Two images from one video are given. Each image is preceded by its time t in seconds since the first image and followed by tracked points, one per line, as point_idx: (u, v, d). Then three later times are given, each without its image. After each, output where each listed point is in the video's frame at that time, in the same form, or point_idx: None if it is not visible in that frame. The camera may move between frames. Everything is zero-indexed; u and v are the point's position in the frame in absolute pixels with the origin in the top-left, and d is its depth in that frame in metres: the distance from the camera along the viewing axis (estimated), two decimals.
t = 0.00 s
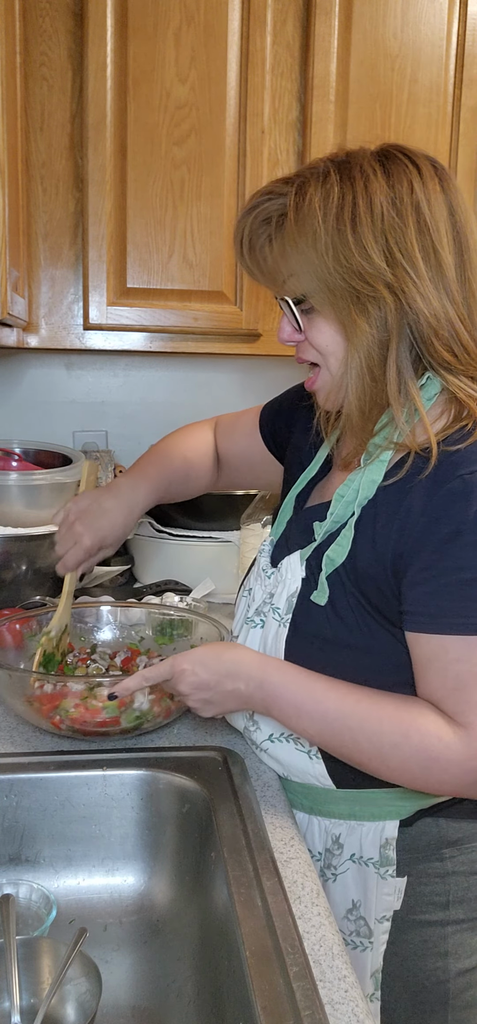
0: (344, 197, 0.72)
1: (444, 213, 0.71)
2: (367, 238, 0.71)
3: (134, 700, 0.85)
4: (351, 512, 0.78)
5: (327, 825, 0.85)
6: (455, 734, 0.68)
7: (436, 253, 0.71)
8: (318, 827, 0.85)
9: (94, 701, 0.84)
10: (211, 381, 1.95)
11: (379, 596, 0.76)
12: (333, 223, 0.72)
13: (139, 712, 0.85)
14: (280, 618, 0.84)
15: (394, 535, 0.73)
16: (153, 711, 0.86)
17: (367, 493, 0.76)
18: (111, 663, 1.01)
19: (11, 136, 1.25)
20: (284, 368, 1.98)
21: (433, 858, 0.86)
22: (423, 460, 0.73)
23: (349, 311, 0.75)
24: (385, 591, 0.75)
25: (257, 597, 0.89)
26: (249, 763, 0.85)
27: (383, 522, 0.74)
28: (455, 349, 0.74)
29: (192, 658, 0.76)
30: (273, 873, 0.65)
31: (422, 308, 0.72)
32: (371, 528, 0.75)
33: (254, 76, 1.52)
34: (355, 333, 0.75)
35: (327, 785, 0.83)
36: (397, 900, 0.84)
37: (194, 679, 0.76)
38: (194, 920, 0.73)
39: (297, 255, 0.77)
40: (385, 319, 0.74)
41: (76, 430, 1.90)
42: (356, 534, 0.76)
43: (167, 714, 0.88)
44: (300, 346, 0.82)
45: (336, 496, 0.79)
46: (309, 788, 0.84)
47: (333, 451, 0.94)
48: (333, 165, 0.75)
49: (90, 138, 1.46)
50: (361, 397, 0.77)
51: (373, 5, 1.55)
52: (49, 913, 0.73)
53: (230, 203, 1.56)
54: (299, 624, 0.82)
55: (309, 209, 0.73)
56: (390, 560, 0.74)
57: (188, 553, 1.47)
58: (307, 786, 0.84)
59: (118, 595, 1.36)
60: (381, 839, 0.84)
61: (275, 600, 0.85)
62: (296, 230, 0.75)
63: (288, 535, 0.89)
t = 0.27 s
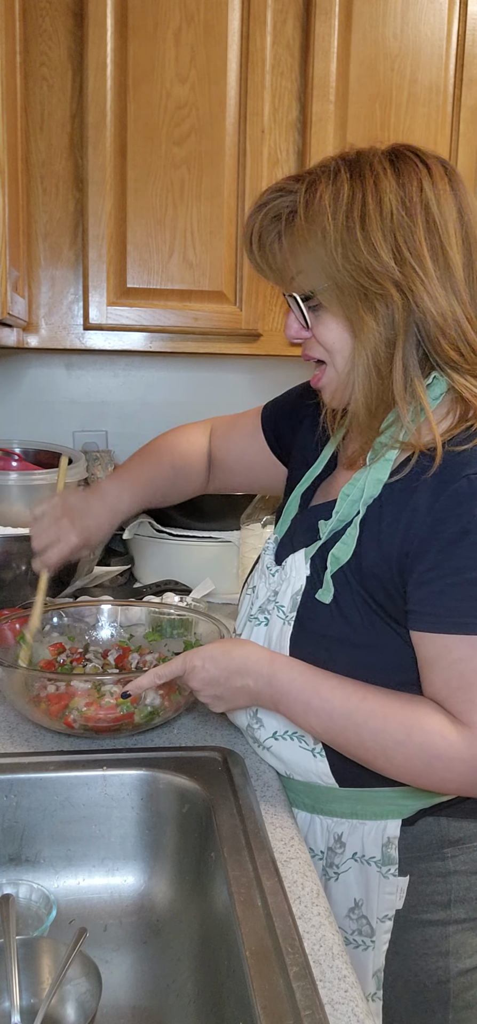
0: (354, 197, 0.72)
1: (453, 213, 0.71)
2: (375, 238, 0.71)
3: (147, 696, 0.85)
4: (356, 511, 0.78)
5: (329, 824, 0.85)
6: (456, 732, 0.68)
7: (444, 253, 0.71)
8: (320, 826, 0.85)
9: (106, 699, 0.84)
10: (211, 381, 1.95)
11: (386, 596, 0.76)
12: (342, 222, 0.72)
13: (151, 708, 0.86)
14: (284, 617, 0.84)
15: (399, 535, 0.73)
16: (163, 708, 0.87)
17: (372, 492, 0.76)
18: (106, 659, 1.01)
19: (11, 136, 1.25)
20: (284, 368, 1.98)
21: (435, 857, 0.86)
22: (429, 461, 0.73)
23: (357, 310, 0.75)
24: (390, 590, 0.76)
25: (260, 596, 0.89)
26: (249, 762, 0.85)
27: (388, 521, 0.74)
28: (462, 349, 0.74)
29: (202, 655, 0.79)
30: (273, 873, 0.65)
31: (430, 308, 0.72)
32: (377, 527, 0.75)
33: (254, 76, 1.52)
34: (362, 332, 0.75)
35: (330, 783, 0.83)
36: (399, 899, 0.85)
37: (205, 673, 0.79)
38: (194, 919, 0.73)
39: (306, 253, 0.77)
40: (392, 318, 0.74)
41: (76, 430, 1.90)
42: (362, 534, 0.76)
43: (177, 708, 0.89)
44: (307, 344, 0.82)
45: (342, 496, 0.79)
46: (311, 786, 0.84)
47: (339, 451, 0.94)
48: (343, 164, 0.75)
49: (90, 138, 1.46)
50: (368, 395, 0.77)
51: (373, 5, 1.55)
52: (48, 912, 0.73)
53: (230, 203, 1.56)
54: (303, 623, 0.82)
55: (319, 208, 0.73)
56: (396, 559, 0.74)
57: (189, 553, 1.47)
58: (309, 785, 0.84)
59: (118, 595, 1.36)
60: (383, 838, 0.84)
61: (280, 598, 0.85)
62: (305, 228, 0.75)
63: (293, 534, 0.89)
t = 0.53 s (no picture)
0: (357, 196, 0.72)
1: (456, 213, 0.71)
2: (378, 237, 0.71)
3: (147, 696, 0.85)
4: (357, 511, 0.78)
5: (330, 824, 0.85)
6: (457, 734, 0.68)
7: (447, 253, 0.71)
8: (321, 826, 0.85)
9: (106, 699, 0.84)
10: (211, 381, 1.95)
11: (388, 596, 0.77)
12: (345, 221, 0.72)
13: (151, 708, 0.86)
14: (284, 617, 0.84)
15: (400, 535, 0.73)
16: (163, 708, 0.87)
17: (373, 492, 0.76)
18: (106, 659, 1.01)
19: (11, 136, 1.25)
20: (284, 368, 1.98)
21: (435, 857, 0.86)
22: (429, 461, 0.73)
23: (360, 309, 0.75)
24: (391, 590, 0.76)
25: (261, 596, 0.89)
26: (250, 762, 0.85)
27: (389, 521, 0.74)
28: (464, 349, 0.74)
29: (202, 656, 0.78)
30: (273, 873, 0.65)
31: (432, 308, 0.72)
32: (378, 528, 0.75)
33: (254, 76, 1.52)
34: (364, 331, 0.75)
35: (331, 783, 0.83)
36: (400, 899, 0.84)
37: (204, 675, 0.78)
38: (195, 919, 0.73)
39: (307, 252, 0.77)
40: (394, 317, 0.74)
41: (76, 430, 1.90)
42: (363, 533, 0.76)
43: (176, 708, 0.89)
44: (308, 344, 0.82)
45: (343, 496, 0.80)
46: (312, 786, 0.84)
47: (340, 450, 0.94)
48: (347, 164, 0.75)
49: (90, 138, 1.46)
50: (369, 395, 0.77)
51: (373, 4, 1.55)
52: (48, 913, 0.73)
53: (230, 203, 1.56)
54: (303, 623, 0.82)
55: (322, 207, 0.73)
56: (397, 559, 0.74)
57: (189, 553, 1.47)
58: (310, 785, 0.84)
59: (118, 595, 1.36)
60: (384, 838, 0.84)
61: (280, 598, 0.85)
62: (308, 227, 0.75)
63: (294, 534, 0.89)
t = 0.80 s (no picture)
0: (350, 196, 0.72)
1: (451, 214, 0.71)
2: (370, 238, 0.71)
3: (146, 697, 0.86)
4: (354, 511, 0.78)
5: (329, 824, 0.85)
6: (456, 737, 0.68)
7: (441, 254, 0.71)
8: (320, 826, 0.85)
9: (106, 699, 0.85)
10: (211, 381, 1.95)
11: (384, 597, 0.77)
12: (338, 222, 0.72)
13: (151, 709, 0.86)
14: (282, 618, 0.84)
15: (397, 537, 0.73)
16: (163, 708, 0.87)
17: (371, 494, 0.76)
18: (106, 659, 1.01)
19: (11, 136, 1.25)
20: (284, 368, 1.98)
21: (435, 858, 0.86)
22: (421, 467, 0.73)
23: (352, 310, 0.74)
24: (389, 591, 0.76)
25: (259, 596, 0.89)
26: (249, 763, 0.85)
27: (386, 523, 0.74)
28: (457, 351, 0.74)
29: (190, 664, 0.77)
30: (273, 873, 0.65)
31: (424, 309, 0.72)
32: (375, 530, 0.75)
33: (254, 76, 1.52)
34: (356, 332, 0.75)
35: (330, 783, 0.83)
36: (399, 899, 0.85)
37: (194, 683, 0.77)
38: (194, 919, 0.73)
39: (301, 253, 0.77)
40: (386, 318, 0.73)
41: (76, 430, 1.90)
42: (360, 534, 0.77)
43: (176, 709, 0.88)
44: (303, 344, 0.82)
45: (341, 497, 0.80)
46: (311, 786, 0.84)
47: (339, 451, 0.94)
48: (342, 164, 0.75)
49: (90, 138, 1.46)
50: (361, 395, 0.77)
51: (373, 4, 1.55)
52: (49, 913, 0.73)
53: (230, 203, 1.56)
54: (301, 623, 0.82)
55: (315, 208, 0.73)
56: (395, 560, 0.74)
57: (189, 553, 1.47)
58: (309, 785, 0.84)
59: (118, 595, 1.36)
60: (383, 838, 0.84)
61: (278, 598, 0.85)
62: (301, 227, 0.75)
63: (293, 535, 0.89)
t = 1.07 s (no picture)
0: (353, 196, 0.72)
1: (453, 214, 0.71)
2: (374, 238, 0.71)
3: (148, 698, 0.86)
4: (352, 511, 0.78)
5: (327, 825, 0.85)
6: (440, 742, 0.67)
7: (443, 254, 0.71)
8: (318, 827, 0.86)
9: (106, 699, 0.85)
10: (211, 381, 1.95)
11: (373, 599, 0.77)
12: (341, 222, 0.72)
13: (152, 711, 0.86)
14: (281, 617, 0.84)
15: (389, 536, 0.73)
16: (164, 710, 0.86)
17: (368, 494, 0.76)
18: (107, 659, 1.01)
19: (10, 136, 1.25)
20: (284, 368, 1.98)
21: (433, 858, 0.86)
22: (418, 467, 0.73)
23: (355, 310, 0.74)
24: (378, 591, 0.76)
25: (260, 596, 0.89)
26: (248, 763, 0.85)
27: (380, 523, 0.74)
28: (459, 350, 0.74)
29: (151, 661, 0.77)
30: (273, 873, 0.65)
31: (427, 309, 0.72)
32: (369, 532, 0.75)
33: (254, 76, 1.52)
34: (359, 332, 0.75)
35: (328, 784, 0.83)
36: (397, 900, 0.84)
37: (154, 679, 0.76)
38: (194, 919, 0.73)
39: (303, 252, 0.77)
40: (390, 318, 0.73)
41: (76, 430, 1.90)
42: (355, 534, 0.77)
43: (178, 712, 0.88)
44: (308, 344, 0.82)
45: (339, 496, 0.80)
46: (310, 786, 0.84)
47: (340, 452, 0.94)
48: (345, 164, 0.75)
49: (90, 138, 1.46)
50: (364, 395, 0.77)
51: (373, 4, 1.55)
52: (49, 913, 0.74)
53: (231, 203, 1.56)
54: (299, 623, 0.82)
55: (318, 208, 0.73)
56: (385, 559, 0.74)
57: (189, 553, 1.47)
58: (308, 785, 0.84)
59: (118, 595, 1.36)
60: (381, 840, 0.83)
61: (278, 598, 0.85)
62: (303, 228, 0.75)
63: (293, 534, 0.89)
